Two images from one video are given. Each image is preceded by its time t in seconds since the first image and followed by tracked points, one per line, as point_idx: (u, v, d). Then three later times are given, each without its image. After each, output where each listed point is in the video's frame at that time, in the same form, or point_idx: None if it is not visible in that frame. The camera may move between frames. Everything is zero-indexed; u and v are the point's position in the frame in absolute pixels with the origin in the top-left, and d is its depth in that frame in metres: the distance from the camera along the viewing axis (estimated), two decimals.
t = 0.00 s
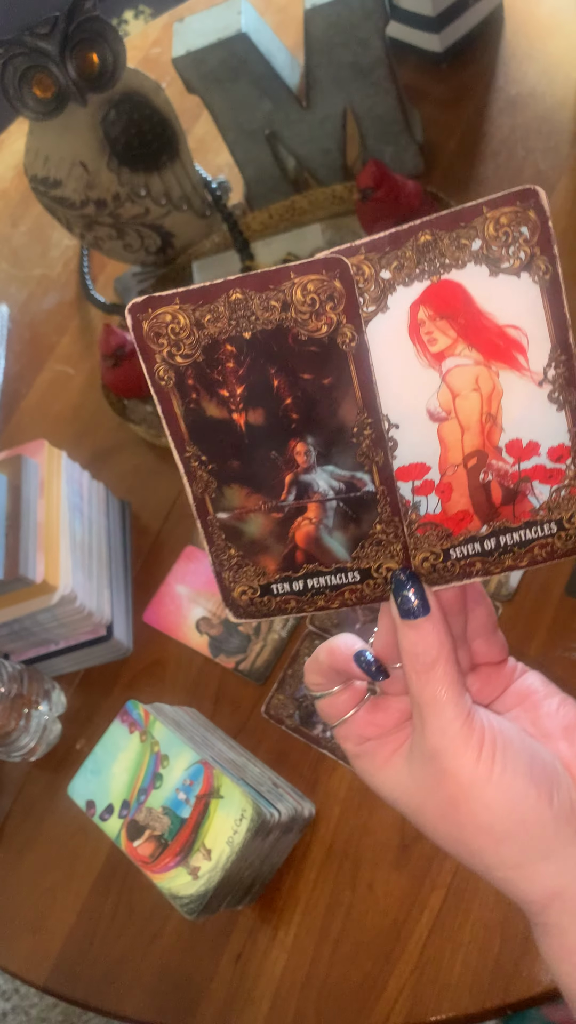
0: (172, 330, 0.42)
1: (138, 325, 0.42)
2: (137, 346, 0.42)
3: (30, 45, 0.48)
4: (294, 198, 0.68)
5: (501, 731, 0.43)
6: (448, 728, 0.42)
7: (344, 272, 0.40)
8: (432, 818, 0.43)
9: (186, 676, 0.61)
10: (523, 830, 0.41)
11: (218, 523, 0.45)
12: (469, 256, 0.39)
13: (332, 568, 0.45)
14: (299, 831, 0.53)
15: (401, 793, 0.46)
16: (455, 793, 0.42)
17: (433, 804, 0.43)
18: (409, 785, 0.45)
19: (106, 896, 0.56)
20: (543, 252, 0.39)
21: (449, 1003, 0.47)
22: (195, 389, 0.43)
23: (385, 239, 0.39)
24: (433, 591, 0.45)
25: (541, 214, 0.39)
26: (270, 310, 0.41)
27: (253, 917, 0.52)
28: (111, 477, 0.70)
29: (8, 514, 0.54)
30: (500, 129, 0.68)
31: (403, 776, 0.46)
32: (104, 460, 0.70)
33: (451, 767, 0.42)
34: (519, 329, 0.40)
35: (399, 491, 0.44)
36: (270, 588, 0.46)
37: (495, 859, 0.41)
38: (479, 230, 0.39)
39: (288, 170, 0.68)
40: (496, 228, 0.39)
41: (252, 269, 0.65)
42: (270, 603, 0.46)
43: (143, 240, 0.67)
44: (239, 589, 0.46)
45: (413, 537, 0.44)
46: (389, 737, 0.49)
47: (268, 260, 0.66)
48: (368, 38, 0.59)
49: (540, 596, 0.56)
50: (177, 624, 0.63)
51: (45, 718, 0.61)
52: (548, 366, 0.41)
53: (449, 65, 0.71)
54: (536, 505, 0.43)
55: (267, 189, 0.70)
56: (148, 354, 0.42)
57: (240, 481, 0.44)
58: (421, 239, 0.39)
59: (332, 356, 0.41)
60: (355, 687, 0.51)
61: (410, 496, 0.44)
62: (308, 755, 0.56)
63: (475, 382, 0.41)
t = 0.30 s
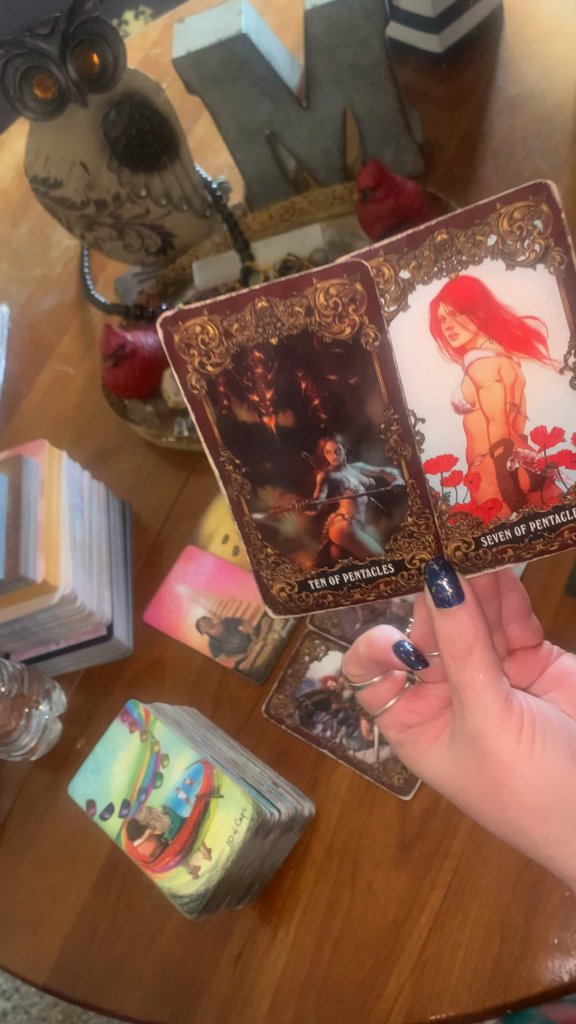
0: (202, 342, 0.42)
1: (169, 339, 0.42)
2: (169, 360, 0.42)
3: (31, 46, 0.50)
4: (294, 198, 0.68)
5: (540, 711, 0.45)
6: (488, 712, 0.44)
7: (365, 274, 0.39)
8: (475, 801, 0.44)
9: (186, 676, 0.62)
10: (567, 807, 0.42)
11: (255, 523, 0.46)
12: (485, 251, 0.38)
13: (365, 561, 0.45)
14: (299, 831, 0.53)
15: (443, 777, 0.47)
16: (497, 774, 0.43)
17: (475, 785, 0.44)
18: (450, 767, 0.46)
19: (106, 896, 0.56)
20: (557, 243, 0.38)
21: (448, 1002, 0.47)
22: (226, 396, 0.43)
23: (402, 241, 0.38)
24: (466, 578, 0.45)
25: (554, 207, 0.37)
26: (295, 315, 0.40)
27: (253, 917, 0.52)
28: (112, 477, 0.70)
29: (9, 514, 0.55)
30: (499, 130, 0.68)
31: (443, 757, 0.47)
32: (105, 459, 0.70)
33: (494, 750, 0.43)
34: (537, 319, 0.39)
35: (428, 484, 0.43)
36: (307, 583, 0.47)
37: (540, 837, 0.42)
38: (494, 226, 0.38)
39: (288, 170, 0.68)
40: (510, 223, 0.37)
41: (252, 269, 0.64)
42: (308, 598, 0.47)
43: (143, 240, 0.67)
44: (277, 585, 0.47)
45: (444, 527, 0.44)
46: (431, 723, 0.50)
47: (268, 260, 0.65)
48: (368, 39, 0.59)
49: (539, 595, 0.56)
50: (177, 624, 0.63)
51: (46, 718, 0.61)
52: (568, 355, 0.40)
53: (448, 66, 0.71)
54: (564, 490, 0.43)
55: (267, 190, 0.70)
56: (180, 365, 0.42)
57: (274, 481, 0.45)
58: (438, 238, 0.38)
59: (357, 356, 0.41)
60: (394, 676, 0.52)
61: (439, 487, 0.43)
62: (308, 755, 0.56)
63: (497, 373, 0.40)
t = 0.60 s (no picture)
0: (245, 347, 0.42)
1: (212, 343, 0.42)
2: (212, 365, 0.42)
3: (31, 46, 0.50)
4: (294, 198, 0.68)
5: None
6: (529, 706, 0.43)
7: (406, 279, 0.39)
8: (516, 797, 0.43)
9: (186, 675, 0.62)
10: None
11: (295, 524, 0.46)
12: (524, 254, 0.38)
13: (404, 560, 0.46)
14: (299, 831, 0.53)
15: (484, 773, 0.45)
16: (538, 770, 0.42)
17: (516, 780, 0.43)
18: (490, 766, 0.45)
19: (106, 896, 0.56)
20: None
21: (448, 1003, 0.47)
22: (268, 400, 0.43)
23: (443, 244, 0.39)
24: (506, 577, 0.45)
25: None
26: (336, 320, 0.41)
27: (252, 917, 0.52)
28: (113, 477, 0.70)
29: (9, 514, 0.55)
30: (499, 130, 0.68)
31: (484, 756, 0.46)
32: (105, 459, 0.70)
33: (535, 744, 0.42)
34: None
35: (466, 483, 0.44)
36: (346, 582, 0.47)
37: None
38: (533, 229, 0.38)
39: (288, 170, 0.68)
40: (549, 226, 0.38)
41: (252, 269, 0.64)
42: (347, 597, 0.48)
43: (144, 240, 0.67)
44: (316, 585, 0.48)
45: (482, 525, 0.44)
46: (469, 720, 0.49)
47: (268, 260, 0.66)
48: (368, 39, 0.59)
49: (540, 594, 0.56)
50: (177, 624, 0.63)
51: (46, 718, 0.61)
52: None
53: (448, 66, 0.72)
54: None
55: (267, 190, 0.70)
56: (222, 370, 0.42)
57: (314, 482, 0.45)
58: (478, 241, 0.38)
59: (397, 359, 0.41)
60: (432, 675, 0.51)
61: (478, 486, 0.44)
62: (308, 755, 0.56)
63: (536, 374, 0.40)
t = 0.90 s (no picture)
0: (252, 338, 0.43)
1: (220, 334, 0.43)
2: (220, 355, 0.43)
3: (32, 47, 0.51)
4: (294, 198, 0.68)
5: None
6: (526, 695, 0.43)
7: (409, 273, 0.40)
8: (516, 782, 0.44)
9: (187, 675, 0.62)
10: None
11: (299, 513, 0.47)
12: (524, 250, 0.39)
13: (406, 551, 0.46)
14: (299, 830, 0.53)
15: (485, 761, 0.46)
16: (537, 758, 0.43)
17: (515, 767, 0.44)
18: (492, 752, 0.45)
19: (106, 896, 0.56)
20: None
21: (448, 1002, 0.47)
22: (275, 390, 0.43)
23: (446, 240, 0.39)
24: (506, 569, 0.45)
25: None
26: (341, 313, 0.41)
27: (253, 916, 0.52)
28: (113, 477, 0.70)
29: (9, 514, 0.55)
30: (499, 130, 0.68)
31: (486, 745, 0.46)
32: (106, 459, 0.70)
33: (531, 731, 0.43)
34: None
35: (468, 475, 0.44)
36: (350, 571, 0.47)
37: None
38: (532, 225, 0.39)
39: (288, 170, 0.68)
40: (548, 222, 0.39)
41: (252, 269, 0.64)
42: (350, 585, 0.47)
43: (144, 240, 0.67)
44: (320, 574, 0.48)
45: (483, 516, 0.44)
46: (469, 709, 0.49)
47: (268, 260, 0.66)
48: (368, 39, 0.59)
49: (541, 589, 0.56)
50: (177, 624, 0.64)
51: (46, 718, 0.62)
52: None
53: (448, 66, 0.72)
54: None
55: (267, 189, 0.70)
56: (231, 361, 0.43)
57: (318, 472, 0.45)
58: (479, 237, 0.39)
59: (401, 350, 0.41)
60: (434, 663, 0.51)
61: (479, 479, 0.44)
62: (308, 755, 0.56)
63: (535, 367, 0.41)
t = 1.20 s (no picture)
0: (240, 361, 0.44)
1: (209, 360, 0.44)
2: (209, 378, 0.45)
3: (31, 47, 0.51)
4: (294, 198, 0.68)
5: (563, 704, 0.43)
6: (512, 704, 0.42)
7: (389, 298, 0.41)
8: (503, 789, 0.44)
9: (187, 675, 0.62)
10: None
11: (290, 527, 0.47)
12: (502, 273, 0.39)
13: (394, 564, 0.46)
14: (299, 830, 0.53)
15: (474, 768, 0.45)
16: (521, 764, 0.42)
17: (502, 774, 0.44)
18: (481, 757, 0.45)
19: (106, 896, 0.56)
20: (573, 264, 0.39)
21: (447, 1002, 0.47)
22: (263, 411, 0.45)
23: (424, 265, 0.40)
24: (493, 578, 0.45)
25: (569, 230, 0.38)
26: (324, 337, 0.43)
27: (253, 916, 0.52)
28: (113, 477, 0.70)
29: (9, 514, 0.55)
30: (499, 130, 0.68)
31: (473, 751, 0.46)
32: (106, 459, 0.70)
33: (517, 740, 0.42)
34: (555, 333, 0.40)
35: (453, 490, 0.44)
36: (340, 584, 0.47)
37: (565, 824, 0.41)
38: (511, 248, 0.39)
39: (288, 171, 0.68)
40: (526, 245, 0.39)
41: (252, 269, 0.65)
42: (341, 598, 0.48)
43: (144, 240, 0.67)
44: (312, 585, 0.48)
45: (469, 530, 0.44)
46: (460, 716, 0.49)
47: (268, 260, 0.66)
48: (368, 40, 0.59)
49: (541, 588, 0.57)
50: (177, 624, 0.64)
51: (46, 718, 0.61)
52: None
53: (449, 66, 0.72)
54: None
55: (267, 189, 0.70)
56: (219, 385, 0.45)
57: (307, 488, 0.46)
58: (459, 261, 0.40)
59: (383, 372, 0.42)
60: (426, 672, 0.51)
61: (464, 494, 0.44)
62: (308, 755, 0.56)
63: (517, 386, 0.41)
